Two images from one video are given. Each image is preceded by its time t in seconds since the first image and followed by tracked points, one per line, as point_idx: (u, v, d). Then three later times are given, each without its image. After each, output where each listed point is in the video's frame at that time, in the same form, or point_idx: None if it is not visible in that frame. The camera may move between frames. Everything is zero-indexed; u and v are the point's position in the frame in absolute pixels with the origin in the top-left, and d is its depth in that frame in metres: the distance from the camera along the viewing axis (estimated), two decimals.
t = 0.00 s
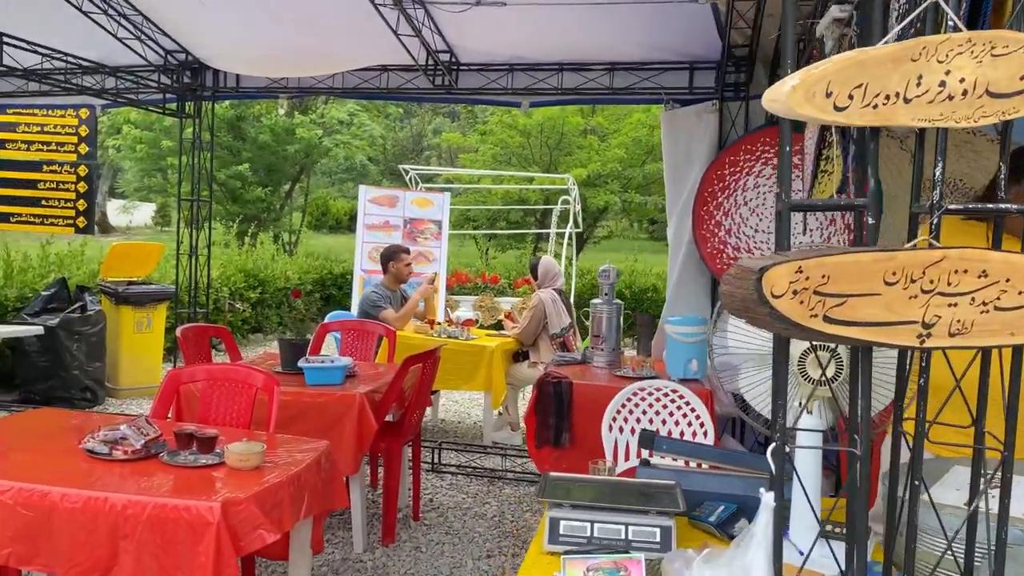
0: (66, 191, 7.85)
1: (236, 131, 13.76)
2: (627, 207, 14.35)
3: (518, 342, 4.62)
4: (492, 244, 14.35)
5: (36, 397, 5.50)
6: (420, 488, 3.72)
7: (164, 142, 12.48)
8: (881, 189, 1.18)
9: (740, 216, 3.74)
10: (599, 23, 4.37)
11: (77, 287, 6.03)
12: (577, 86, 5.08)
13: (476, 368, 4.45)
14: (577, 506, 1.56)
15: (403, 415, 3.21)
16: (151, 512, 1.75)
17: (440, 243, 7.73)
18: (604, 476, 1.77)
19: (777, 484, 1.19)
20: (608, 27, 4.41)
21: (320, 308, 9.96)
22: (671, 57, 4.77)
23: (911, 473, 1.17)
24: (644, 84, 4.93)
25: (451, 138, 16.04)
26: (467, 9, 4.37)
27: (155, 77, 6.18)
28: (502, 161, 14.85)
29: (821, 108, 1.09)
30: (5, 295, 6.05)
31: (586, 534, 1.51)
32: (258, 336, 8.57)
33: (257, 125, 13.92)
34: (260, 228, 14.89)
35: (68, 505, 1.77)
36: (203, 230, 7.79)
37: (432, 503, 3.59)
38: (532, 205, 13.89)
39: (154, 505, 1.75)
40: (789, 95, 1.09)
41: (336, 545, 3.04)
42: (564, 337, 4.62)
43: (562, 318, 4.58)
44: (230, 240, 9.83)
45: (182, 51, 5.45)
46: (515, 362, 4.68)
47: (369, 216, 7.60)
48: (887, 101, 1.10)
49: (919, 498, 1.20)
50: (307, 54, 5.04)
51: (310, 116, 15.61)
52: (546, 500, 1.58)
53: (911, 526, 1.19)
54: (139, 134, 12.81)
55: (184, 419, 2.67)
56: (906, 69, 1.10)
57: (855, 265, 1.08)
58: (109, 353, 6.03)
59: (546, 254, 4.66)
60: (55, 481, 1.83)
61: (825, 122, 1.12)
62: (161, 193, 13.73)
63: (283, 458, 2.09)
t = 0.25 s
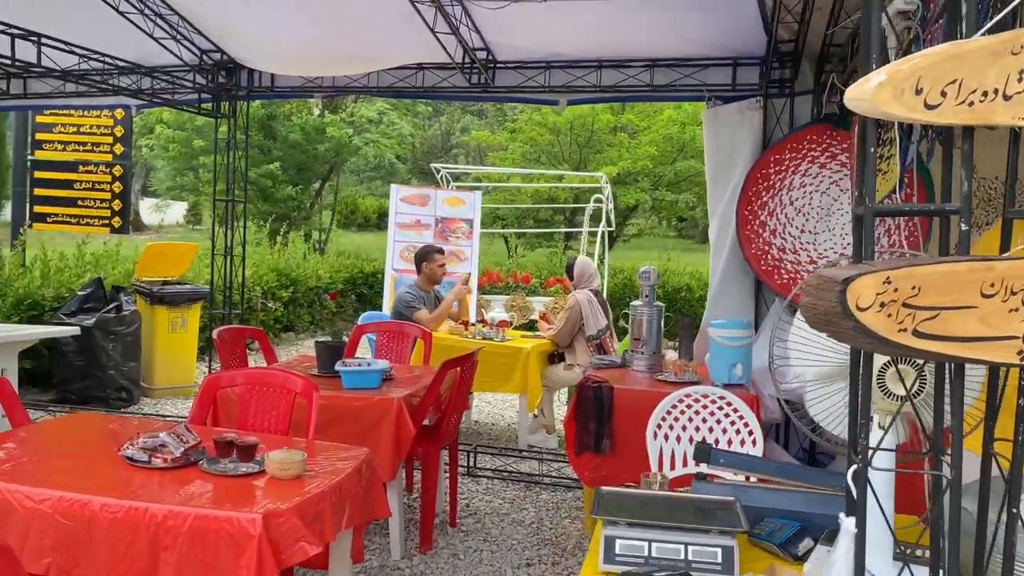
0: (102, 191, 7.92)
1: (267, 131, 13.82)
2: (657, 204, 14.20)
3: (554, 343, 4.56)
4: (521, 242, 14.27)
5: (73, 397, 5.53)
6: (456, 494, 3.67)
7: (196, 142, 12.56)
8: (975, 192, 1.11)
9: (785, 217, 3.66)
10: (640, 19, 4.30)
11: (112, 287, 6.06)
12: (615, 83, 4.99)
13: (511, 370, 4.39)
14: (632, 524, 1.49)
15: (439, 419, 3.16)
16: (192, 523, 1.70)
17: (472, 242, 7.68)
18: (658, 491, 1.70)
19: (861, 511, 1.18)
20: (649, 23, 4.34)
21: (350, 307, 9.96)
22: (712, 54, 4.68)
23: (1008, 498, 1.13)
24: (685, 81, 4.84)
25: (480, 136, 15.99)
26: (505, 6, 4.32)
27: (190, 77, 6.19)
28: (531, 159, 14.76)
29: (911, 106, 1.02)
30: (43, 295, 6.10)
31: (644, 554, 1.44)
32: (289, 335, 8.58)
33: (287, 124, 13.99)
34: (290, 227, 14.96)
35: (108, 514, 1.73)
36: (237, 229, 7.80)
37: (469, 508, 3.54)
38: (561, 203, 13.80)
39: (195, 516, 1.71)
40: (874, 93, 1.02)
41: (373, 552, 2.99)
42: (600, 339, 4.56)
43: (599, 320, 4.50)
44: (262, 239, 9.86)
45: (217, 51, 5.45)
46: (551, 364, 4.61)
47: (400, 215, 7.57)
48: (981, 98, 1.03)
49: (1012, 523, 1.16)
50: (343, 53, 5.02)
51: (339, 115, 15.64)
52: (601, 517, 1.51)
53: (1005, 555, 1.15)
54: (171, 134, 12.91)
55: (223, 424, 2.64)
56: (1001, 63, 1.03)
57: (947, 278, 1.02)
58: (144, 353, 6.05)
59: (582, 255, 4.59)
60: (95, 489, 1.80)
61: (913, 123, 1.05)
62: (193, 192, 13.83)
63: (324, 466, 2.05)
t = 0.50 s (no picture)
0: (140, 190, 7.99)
1: (300, 130, 13.89)
2: (690, 202, 14.03)
3: (594, 344, 4.49)
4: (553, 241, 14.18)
5: (113, 396, 5.56)
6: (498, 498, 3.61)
7: (231, 142, 12.65)
8: None
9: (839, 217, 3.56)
10: (687, 12, 4.22)
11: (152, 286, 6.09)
12: (660, 79, 4.90)
13: (551, 371, 4.33)
14: (699, 540, 1.42)
15: (482, 422, 3.10)
16: (241, 530, 1.66)
17: (506, 241, 7.63)
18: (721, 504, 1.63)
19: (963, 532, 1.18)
20: (697, 17, 4.26)
21: (383, 306, 9.96)
22: (761, 49, 4.59)
23: None
24: (733, 76, 4.73)
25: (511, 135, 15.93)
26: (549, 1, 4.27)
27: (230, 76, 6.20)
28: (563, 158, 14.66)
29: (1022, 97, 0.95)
30: (83, 294, 6.16)
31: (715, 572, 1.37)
32: (324, 333, 8.59)
33: (320, 124, 14.06)
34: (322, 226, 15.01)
35: (157, 522, 1.70)
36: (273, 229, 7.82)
37: (511, 512, 3.49)
38: (593, 201, 13.69)
39: (244, 523, 1.67)
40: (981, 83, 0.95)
41: (416, 557, 2.95)
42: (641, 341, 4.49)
43: (640, 321, 4.43)
44: (296, 239, 9.89)
45: (256, 50, 5.45)
46: (591, 366, 4.54)
47: (435, 214, 7.54)
48: None
49: None
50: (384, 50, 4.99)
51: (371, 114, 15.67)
52: (668, 533, 1.44)
53: None
54: (206, 134, 13.01)
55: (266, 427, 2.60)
56: None
57: None
58: (183, 352, 6.08)
59: (622, 255, 4.52)
60: (143, 495, 1.77)
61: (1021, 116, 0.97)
62: (227, 192, 13.94)
63: (371, 472, 2.01)
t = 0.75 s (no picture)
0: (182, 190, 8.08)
1: (336, 130, 13.98)
2: (728, 201, 13.86)
3: (637, 345, 4.42)
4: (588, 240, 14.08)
5: (156, 394, 5.60)
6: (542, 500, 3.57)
7: (269, 142, 12.76)
8: None
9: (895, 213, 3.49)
10: (737, 6, 4.15)
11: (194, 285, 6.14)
12: (707, 75, 4.82)
13: (594, 372, 4.27)
14: (769, 552, 1.37)
15: (527, 422, 3.06)
16: (293, 533, 1.64)
17: (544, 241, 7.57)
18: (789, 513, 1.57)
19: None
20: (747, 10, 4.18)
21: (419, 305, 9.96)
22: (811, 43, 4.50)
23: None
24: (782, 71, 4.65)
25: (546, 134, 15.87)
26: None
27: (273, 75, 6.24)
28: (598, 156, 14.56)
29: None
30: (127, 293, 6.23)
31: None
32: (361, 332, 8.61)
33: (356, 124, 14.14)
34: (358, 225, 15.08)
35: (209, 523, 1.68)
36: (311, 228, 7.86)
37: (555, 515, 3.44)
38: (629, 200, 13.58)
39: (296, 526, 1.64)
40: None
41: (461, 560, 2.92)
42: (686, 343, 4.40)
43: (685, 322, 4.36)
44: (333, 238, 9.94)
45: (299, 49, 5.47)
46: (634, 366, 4.47)
47: (472, 213, 7.52)
48: None
49: None
50: (427, 47, 4.98)
51: (407, 114, 15.72)
52: (737, 543, 1.39)
53: None
54: (245, 134, 13.15)
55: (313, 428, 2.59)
56: None
57: None
58: (225, 350, 6.13)
59: (665, 254, 4.45)
60: (194, 497, 1.75)
61: None
62: (265, 192, 14.07)
63: (422, 474, 1.98)
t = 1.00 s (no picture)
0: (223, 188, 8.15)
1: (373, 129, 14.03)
2: (767, 199, 13.65)
3: (681, 344, 4.34)
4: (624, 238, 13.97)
5: (198, 391, 5.64)
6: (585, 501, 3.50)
7: (307, 141, 12.86)
8: None
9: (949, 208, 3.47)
10: None
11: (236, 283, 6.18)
12: (756, 66, 4.71)
13: (635, 372, 4.20)
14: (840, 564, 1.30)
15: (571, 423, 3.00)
16: (340, 534, 1.60)
17: (582, 239, 7.47)
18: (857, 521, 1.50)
19: None
20: None
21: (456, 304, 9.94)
22: (865, 33, 4.38)
23: None
24: (834, 63, 4.52)
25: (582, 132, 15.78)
26: None
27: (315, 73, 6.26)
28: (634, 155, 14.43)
29: None
30: (169, 290, 6.29)
31: None
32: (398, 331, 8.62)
33: (392, 123, 14.19)
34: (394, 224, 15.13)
35: (254, 523, 1.65)
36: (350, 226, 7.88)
37: (598, 517, 3.37)
38: (666, 199, 13.45)
39: (343, 527, 1.60)
40: None
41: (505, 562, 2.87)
42: (731, 343, 4.30)
43: (729, 322, 4.27)
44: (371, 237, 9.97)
45: (340, 45, 5.47)
46: (676, 366, 4.39)
47: (510, 211, 7.48)
48: None
49: None
50: (470, 41, 4.96)
51: (443, 113, 15.74)
52: (805, 554, 1.32)
53: None
54: (283, 134, 13.27)
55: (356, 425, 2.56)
56: None
57: None
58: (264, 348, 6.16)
59: (709, 252, 4.36)
60: (240, 495, 1.72)
61: None
62: (302, 191, 14.18)
63: (470, 475, 1.93)
